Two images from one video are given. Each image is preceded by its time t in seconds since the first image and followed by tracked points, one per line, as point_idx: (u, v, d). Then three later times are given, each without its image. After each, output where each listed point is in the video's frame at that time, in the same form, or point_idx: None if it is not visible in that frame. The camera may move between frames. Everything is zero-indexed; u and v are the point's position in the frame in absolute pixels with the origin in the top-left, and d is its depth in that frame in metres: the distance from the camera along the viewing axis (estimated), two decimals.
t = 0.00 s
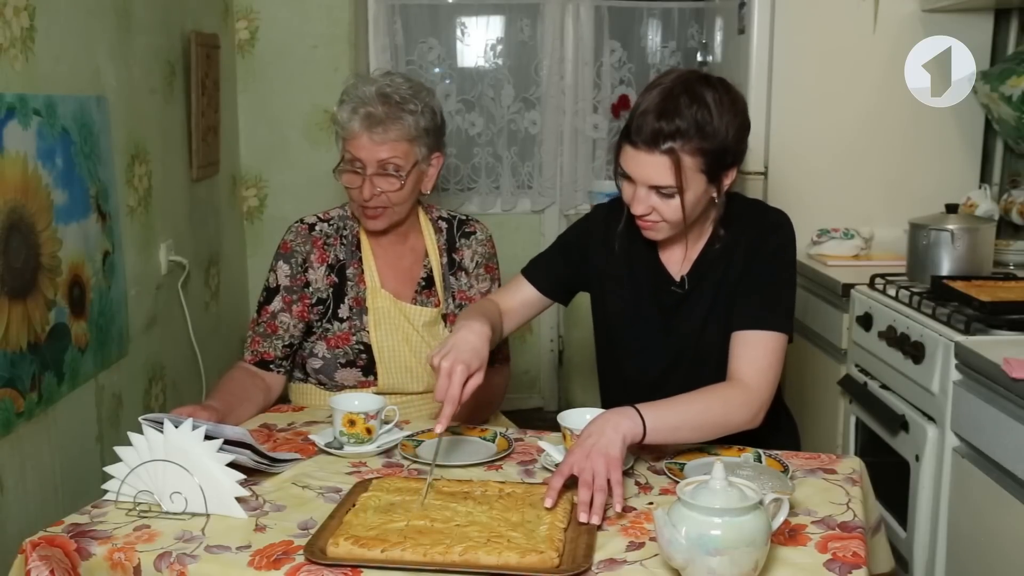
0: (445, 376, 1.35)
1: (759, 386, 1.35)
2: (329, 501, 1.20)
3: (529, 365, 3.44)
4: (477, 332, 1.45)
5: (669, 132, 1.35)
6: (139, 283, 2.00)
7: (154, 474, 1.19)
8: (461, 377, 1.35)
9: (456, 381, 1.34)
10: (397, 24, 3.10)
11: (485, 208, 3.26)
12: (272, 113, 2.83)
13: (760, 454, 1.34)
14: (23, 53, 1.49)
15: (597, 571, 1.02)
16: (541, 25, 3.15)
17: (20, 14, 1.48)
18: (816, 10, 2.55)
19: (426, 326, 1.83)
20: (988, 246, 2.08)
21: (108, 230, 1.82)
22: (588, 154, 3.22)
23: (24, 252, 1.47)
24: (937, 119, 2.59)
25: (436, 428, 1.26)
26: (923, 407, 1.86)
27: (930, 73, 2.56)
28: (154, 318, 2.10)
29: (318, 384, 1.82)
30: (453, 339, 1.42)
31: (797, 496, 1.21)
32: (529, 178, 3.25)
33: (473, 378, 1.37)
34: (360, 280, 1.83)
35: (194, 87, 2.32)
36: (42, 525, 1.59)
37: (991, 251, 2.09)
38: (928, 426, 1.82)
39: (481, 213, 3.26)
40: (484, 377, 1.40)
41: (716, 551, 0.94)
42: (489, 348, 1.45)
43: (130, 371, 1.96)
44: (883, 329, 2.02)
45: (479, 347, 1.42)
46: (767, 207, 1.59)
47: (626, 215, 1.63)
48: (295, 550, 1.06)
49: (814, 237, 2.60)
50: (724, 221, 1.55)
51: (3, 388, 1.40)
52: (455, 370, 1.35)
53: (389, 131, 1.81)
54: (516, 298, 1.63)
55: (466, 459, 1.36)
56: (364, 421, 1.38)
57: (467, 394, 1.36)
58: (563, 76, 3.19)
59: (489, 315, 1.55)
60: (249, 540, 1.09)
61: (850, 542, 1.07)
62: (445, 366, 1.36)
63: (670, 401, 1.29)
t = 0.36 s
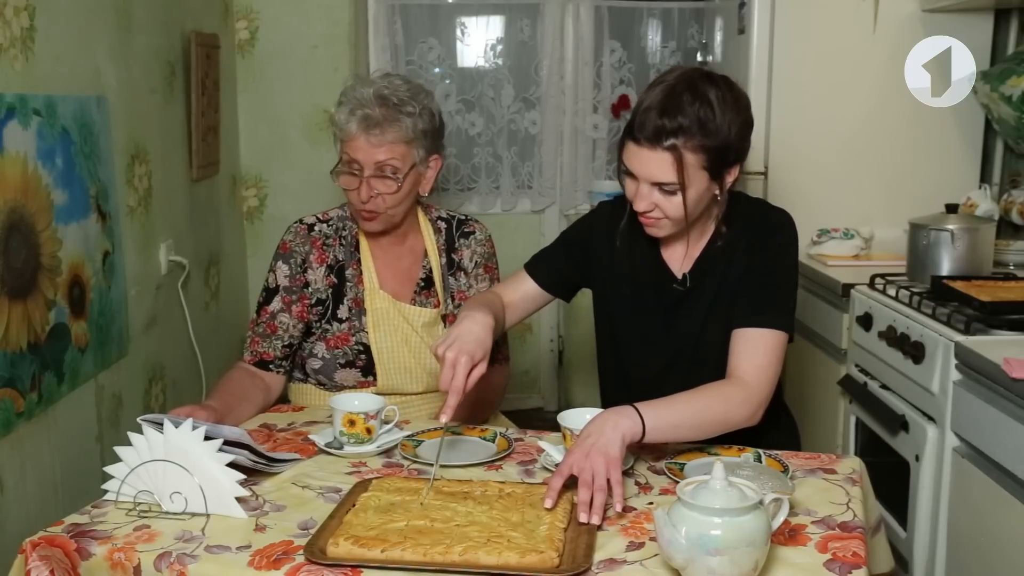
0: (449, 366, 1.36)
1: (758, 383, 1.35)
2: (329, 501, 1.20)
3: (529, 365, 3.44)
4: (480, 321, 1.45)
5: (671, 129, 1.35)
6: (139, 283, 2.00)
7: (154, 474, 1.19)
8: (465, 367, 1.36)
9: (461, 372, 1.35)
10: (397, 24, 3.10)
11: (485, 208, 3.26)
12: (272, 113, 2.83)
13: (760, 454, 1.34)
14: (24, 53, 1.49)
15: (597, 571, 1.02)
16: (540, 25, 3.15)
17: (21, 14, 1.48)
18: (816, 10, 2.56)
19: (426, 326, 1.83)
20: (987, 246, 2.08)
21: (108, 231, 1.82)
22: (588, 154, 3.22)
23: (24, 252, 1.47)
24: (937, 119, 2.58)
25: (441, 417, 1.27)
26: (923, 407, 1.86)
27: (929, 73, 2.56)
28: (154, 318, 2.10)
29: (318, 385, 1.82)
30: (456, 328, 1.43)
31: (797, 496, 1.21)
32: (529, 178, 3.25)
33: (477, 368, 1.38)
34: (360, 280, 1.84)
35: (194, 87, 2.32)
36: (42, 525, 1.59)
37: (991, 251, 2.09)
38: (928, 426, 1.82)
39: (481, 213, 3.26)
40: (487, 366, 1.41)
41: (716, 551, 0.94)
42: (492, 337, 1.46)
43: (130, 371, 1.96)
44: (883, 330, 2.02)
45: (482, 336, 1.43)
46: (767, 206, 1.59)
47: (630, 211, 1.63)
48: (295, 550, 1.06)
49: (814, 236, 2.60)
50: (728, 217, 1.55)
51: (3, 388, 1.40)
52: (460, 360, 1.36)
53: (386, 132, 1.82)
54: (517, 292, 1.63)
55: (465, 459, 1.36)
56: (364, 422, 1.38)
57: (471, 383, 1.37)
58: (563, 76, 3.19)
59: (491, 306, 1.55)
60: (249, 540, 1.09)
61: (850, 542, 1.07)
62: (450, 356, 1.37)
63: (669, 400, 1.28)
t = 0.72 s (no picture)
0: (450, 346, 1.37)
1: (759, 382, 1.35)
2: (329, 501, 1.20)
3: (529, 365, 3.44)
4: (480, 302, 1.46)
5: (676, 123, 1.36)
6: (139, 283, 2.00)
7: (154, 474, 1.19)
8: (465, 346, 1.37)
9: (462, 352, 1.36)
10: (397, 24, 3.10)
11: (485, 208, 3.26)
12: (272, 113, 2.83)
13: (760, 454, 1.34)
14: (23, 53, 1.49)
15: (597, 571, 1.02)
16: (540, 25, 3.15)
17: (20, 14, 1.48)
18: (817, 10, 2.56)
19: (426, 326, 1.83)
20: (987, 246, 2.08)
21: (108, 231, 1.82)
22: (588, 154, 3.22)
23: (24, 252, 1.47)
24: (937, 119, 2.58)
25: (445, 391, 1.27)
26: (923, 407, 1.86)
27: (929, 73, 2.56)
28: (154, 317, 2.10)
29: (317, 385, 1.82)
30: (456, 309, 1.43)
31: (797, 496, 1.21)
32: (529, 178, 3.25)
33: (477, 347, 1.39)
34: (360, 280, 1.84)
35: (194, 87, 2.32)
36: (43, 525, 1.59)
37: (991, 251, 2.09)
38: (928, 426, 1.82)
39: (481, 213, 3.26)
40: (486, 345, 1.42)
41: (716, 551, 0.94)
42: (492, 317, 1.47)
43: (130, 371, 1.96)
44: (883, 330, 2.02)
45: (482, 317, 1.44)
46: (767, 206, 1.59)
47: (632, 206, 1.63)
48: (295, 550, 1.06)
49: (814, 236, 2.60)
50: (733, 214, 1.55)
51: (3, 388, 1.40)
52: (460, 341, 1.37)
53: (387, 136, 1.81)
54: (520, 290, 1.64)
55: (466, 459, 1.36)
56: (364, 422, 1.38)
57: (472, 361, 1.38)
58: (563, 76, 3.19)
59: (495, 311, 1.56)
60: (249, 540, 1.09)
61: (850, 542, 1.07)
62: (450, 337, 1.38)
63: (669, 399, 1.28)
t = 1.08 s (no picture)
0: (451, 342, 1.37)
1: (760, 385, 1.36)
2: (329, 501, 1.20)
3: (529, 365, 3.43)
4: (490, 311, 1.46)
5: (681, 105, 1.38)
6: (139, 283, 2.00)
7: (154, 474, 1.19)
8: (464, 338, 1.37)
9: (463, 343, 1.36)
10: (397, 24, 3.10)
11: (485, 208, 3.26)
12: (272, 113, 2.83)
13: (760, 454, 1.34)
14: (23, 53, 1.49)
15: (597, 571, 1.02)
16: (541, 25, 3.15)
17: (20, 14, 1.48)
18: (817, 9, 2.56)
19: (426, 326, 1.83)
20: (988, 246, 2.08)
21: (108, 231, 1.82)
22: (588, 154, 3.22)
23: (24, 252, 1.47)
24: (936, 119, 2.58)
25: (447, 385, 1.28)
26: (923, 407, 1.86)
27: (930, 73, 2.56)
28: (154, 318, 2.10)
29: (318, 385, 1.82)
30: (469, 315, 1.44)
31: (797, 496, 1.21)
32: (529, 178, 3.25)
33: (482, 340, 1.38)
34: (360, 280, 1.84)
35: (194, 87, 2.32)
36: (43, 525, 1.59)
37: (991, 251, 2.09)
38: (928, 426, 1.82)
39: (481, 213, 3.26)
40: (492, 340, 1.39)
41: (716, 551, 0.94)
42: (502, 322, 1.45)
43: (130, 371, 1.96)
44: (884, 329, 2.02)
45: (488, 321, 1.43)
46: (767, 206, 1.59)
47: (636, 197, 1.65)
48: (295, 550, 1.06)
49: (814, 236, 2.60)
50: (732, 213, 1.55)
51: (3, 388, 1.40)
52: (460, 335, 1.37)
53: (388, 135, 1.82)
54: (542, 316, 1.67)
55: (466, 459, 1.36)
56: (364, 421, 1.38)
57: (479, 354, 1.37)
58: (563, 76, 3.19)
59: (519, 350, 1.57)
60: (249, 540, 1.09)
61: (850, 542, 1.07)
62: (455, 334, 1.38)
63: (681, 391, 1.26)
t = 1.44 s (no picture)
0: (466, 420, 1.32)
1: (731, 371, 1.34)
2: (328, 501, 1.20)
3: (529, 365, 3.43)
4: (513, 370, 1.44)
5: (675, 90, 1.42)
6: (139, 283, 2.00)
7: (154, 474, 1.19)
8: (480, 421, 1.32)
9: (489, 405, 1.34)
10: (397, 24, 3.10)
11: (485, 208, 3.26)
12: (272, 114, 2.83)
13: (760, 454, 1.34)
14: (24, 53, 1.49)
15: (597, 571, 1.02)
16: (541, 25, 3.15)
17: (21, 14, 1.48)
18: (816, 10, 2.56)
19: (426, 326, 1.83)
20: (987, 247, 2.08)
21: (108, 230, 1.82)
22: (588, 154, 3.22)
23: (24, 252, 1.47)
24: (936, 119, 2.58)
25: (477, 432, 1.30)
26: (923, 407, 1.86)
27: (929, 73, 2.56)
28: (154, 318, 2.10)
29: (318, 385, 1.82)
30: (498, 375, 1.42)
31: (797, 496, 1.21)
32: (529, 178, 3.24)
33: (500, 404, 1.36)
34: (360, 280, 1.84)
35: (194, 87, 2.32)
36: (43, 525, 1.59)
37: (991, 251, 2.09)
38: (928, 426, 1.82)
39: (481, 213, 3.26)
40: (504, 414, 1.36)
41: (716, 551, 0.94)
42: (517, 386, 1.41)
43: (130, 371, 1.96)
44: (884, 329, 2.02)
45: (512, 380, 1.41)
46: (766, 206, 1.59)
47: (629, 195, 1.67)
48: (295, 550, 1.06)
49: (814, 236, 2.60)
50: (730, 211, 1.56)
51: (4, 388, 1.40)
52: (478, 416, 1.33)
53: (388, 134, 1.82)
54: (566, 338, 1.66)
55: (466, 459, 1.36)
56: (364, 422, 1.38)
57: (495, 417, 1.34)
58: (563, 76, 3.19)
59: (553, 383, 1.55)
60: (249, 540, 1.09)
61: (850, 542, 1.07)
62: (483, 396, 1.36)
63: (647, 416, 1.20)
